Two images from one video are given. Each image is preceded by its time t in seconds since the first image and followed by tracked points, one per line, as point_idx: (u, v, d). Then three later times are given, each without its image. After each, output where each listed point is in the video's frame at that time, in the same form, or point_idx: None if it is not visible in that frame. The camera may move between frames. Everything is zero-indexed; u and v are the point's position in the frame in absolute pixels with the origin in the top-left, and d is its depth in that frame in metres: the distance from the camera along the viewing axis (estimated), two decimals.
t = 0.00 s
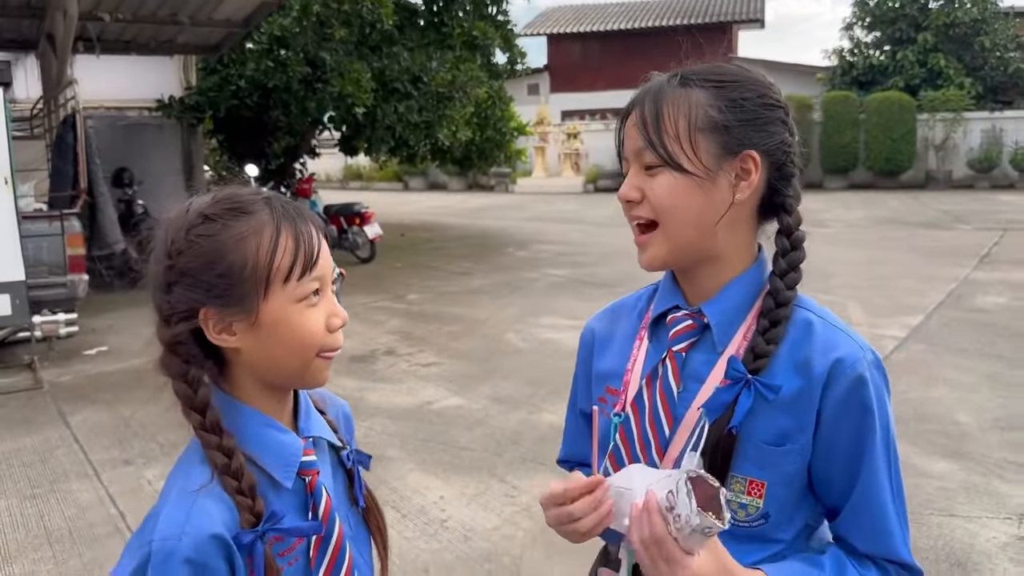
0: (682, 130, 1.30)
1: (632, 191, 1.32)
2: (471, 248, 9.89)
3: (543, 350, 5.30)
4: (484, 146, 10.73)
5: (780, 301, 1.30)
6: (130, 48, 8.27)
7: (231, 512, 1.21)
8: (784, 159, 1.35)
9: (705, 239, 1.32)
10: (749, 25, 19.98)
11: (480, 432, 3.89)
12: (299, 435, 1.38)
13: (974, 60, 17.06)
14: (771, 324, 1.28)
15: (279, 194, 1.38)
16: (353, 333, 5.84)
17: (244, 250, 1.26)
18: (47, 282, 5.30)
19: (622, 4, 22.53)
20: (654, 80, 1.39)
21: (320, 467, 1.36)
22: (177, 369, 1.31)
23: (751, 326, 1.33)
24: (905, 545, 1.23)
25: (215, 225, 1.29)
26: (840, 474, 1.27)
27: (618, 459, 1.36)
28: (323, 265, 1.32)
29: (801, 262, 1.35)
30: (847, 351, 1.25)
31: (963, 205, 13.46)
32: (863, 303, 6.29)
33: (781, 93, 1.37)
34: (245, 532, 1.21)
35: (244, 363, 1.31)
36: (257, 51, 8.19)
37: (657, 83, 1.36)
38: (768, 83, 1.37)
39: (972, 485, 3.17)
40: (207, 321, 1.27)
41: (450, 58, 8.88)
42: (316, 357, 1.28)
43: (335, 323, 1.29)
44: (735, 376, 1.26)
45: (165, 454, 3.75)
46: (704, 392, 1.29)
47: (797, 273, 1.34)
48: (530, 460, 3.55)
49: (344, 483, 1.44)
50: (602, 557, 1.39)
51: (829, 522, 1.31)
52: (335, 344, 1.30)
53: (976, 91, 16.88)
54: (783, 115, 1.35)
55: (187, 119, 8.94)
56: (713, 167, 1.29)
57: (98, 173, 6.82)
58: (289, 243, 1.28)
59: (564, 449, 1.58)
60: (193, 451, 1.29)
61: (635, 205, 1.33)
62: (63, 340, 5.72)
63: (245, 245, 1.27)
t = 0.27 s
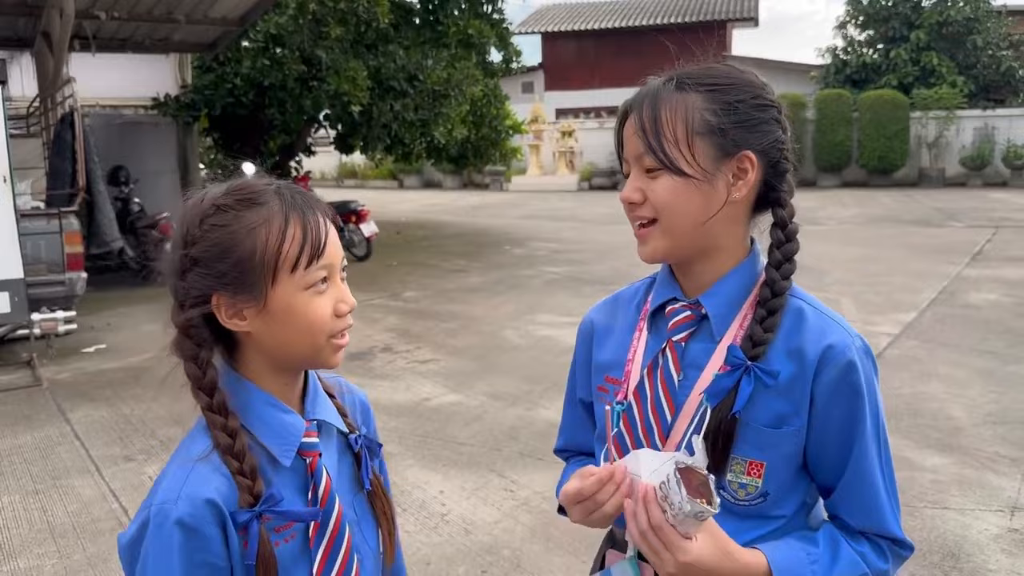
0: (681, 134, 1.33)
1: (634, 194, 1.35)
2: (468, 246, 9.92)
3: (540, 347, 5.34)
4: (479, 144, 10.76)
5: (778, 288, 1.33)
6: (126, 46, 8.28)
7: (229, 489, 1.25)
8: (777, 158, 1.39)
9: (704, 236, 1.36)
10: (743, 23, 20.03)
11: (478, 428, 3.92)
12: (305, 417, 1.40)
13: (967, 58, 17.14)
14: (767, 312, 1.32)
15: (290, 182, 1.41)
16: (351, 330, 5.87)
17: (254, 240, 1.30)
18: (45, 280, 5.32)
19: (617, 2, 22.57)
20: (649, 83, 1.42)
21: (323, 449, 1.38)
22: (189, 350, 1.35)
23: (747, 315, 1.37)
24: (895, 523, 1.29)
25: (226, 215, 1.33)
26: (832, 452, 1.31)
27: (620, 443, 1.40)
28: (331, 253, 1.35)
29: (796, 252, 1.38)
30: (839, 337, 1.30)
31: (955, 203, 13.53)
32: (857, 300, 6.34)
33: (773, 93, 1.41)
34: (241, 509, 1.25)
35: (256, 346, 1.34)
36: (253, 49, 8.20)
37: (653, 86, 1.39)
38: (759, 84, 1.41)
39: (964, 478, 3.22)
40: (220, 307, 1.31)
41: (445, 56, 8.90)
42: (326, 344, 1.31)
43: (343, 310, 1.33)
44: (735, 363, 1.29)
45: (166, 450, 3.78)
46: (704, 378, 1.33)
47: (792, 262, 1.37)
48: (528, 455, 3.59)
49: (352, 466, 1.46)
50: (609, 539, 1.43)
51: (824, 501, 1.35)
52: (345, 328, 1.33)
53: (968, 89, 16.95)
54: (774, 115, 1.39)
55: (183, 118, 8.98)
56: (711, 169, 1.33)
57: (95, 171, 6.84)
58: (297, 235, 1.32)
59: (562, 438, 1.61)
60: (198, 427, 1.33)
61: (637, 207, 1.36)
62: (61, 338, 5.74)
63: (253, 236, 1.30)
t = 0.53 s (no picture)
0: (676, 125, 1.36)
1: (629, 181, 1.39)
2: (463, 244, 9.94)
3: (536, 344, 5.37)
4: (474, 142, 10.79)
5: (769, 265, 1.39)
6: (121, 44, 8.27)
7: (216, 468, 1.30)
8: (764, 149, 1.43)
9: (697, 222, 1.40)
10: (735, 22, 20.09)
11: (475, 424, 3.96)
12: (310, 402, 1.39)
13: (958, 56, 17.24)
14: (758, 293, 1.36)
15: (306, 176, 1.44)
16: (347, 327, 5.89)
17: (271, 231, 1.33)
18: (42, 278, 5.33)
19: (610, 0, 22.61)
20: (644, 76, 1.45)
21: (323, 435, 1.39)
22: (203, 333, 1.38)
23: (738, 297, 1.41)
24: (880, 493, 1.33)
25: (247, 207, 1.36)
26: (820, 422, 1.35)
27: (618, 424, 1.45)
28: (345, 246, 1.37)
29: (782, 237, 1.42)
30: (825, 313, 1.34)
31: (946, 201, 13.61)
32: (849, 297, 6.39)
33: (764, 87, 1.45)
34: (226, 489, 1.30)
35: (269, 332, 1.36)
36: (247, 47, 8.20)
37: (649, 78, 1.42)
38: (751, 77, 1.44)
39: (955, 471, 3.26)
40: (236, 292, 1.34)
41: (440, 54, 8.92)
42: (340, 327, 1.33)
43: (354, 299, 1.34)
44: (728, 341, 1.34)
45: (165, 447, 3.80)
46: (701, 357, 1.37)
47: (779, 246, 1.42)
48: (525, 450, 3.62)
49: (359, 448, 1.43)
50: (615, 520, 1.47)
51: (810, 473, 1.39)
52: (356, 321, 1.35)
53: (959, 87, 17.05)
54: (764, 106, 1.42)
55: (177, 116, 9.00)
56: (704, 160, 1.37)
57: (90, 168, 6.84)
58: (311, 227, 1.34)
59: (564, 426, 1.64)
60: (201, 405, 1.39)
61: (632, 194, 1.39)
62: (58, 336, 5.75)
63: (270, 226, 1.33)
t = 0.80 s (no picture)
0: (652, 101, 1.27)
1: (601, 162, 1.30)
2: (438, 234, 9.80)
3: (508, 337, 5.27)
4: (449, 130, 10.64)
5: (721, 252, 1.29)
6: (87, 24, 8.05)
7: (205, 474, 1.17)
8: (738, 128, 1.33)
9: (666, 205, 1.31)
10: (716, 15, 20.04)
11: (441, 419, 3.85)
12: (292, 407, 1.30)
13: (935, 53, 17.29)
14: (709, 273, 1.28)
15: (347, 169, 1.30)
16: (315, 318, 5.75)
17: (311, 226, 1.19)
18: None
19: None
20: (620, 48, 1.36)
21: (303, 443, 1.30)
22: (202, 314, 1.23)
23: (690, 281, 1.32)
24: (813, 509, 1.22)
25: (285, 186, 1.20)
26: (753, 416, 1.26)
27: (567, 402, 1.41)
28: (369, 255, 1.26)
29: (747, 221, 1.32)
30: (770, 306, 1.24)
31: (922, 198, 13.63)
32: (824, 293, 6.34)
33: (741, 64, 1.35)
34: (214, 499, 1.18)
35: (269, 330, 1.24)
36: (218, 29, 8.02)
37: (623, 52, 1.33)
38: (728, 52, 1.34)
39: (929, 473, 3.20)
40: (250, 281, 1.19)
41: (416, 40, 8.74)
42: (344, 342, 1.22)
43: (369, 312, 1.23)
44: (671, 313, 1.28)
45: (118, 440, 3.67)
46: (642, 335, 1.31)
47: (743, 229, 1.32)
48: (492, 447, 3.52)
49: (331, 467, 1.37)
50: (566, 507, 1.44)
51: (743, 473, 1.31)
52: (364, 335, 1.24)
53: (936, 85, 17.10)
54: (739, 83, 1.32)
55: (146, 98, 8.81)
56: (678, 138, 1.27)
57: (50, 151, 6.62)
58: (352, 233, 1.23)
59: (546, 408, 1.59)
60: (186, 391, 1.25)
61: (603, 176, 1.31)
62: (15, 322, 5.57)
63: (310, 225, 1.19)
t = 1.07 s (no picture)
0: (649, 112, 1.26)
1: (598, 176, 1.28)
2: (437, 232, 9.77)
3: (507, 335, 5.25)
4: (449, 129, 10.56)
5: (715, 259, 1.29)
6: (84, 21, 8.03)
7: (249, 472, 1.16)
8: (729, 136, 1.33)
9: (665, 216, 1.30)
10: (716, 13, 19.99)
11: (439, 418, 3.82)
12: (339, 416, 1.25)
13: (936, 51, 17.25)
14: (705, 278, 1.27)
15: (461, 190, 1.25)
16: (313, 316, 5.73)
17: (428, 255, 1.14)
18: None
19: None
20: (608, 60, 1.34)
21: (344, 454, 1.25)
22: (294, 319, 1.16)
23: (684, 288, 1.31)
24: (812, 514, 1.21)
25: (405, 207, 1.14)
26: (750, 422, 1.24)
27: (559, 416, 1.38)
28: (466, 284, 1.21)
29: (738, 225, 1.33)
30: (768, 310, 1.23)
31: (923, 195, 13.59)
32: (825, 290, 6.32)
33: (729, 72, 1.35)
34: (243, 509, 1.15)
35: (349, 345, 1.18)
36: (217, 26, 8.02)
37: (613, 63, 1.31)
38: (715, 61, 1.34)
39: (929, 471, 3.18)
40: (344, 295, 1.13)
41: (415, 37, 8.70)
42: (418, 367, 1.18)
43: (448, 341, 1.19)
44: (671, 320, 1.26)
45: (114, 439, 3.65)
46: (640, 343, 1.29)
47: (734, 235, 1.32)
48: (490, 446, 3.50)
49: (379, 479, 1.31)
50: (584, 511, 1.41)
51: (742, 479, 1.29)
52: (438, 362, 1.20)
53: (937, 82, 17.05)
54: (728, 92, 1.32)
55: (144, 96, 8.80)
56: (676, 149, 1.26)
57: (46, 148, 6.60)
58: (462, 264, 1.18)
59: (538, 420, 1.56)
60: (227, 384, 1.19)
61: (600, 189, 1.29)
62: (12, 321, 5.55)
63: (428, 250, 1.14)
